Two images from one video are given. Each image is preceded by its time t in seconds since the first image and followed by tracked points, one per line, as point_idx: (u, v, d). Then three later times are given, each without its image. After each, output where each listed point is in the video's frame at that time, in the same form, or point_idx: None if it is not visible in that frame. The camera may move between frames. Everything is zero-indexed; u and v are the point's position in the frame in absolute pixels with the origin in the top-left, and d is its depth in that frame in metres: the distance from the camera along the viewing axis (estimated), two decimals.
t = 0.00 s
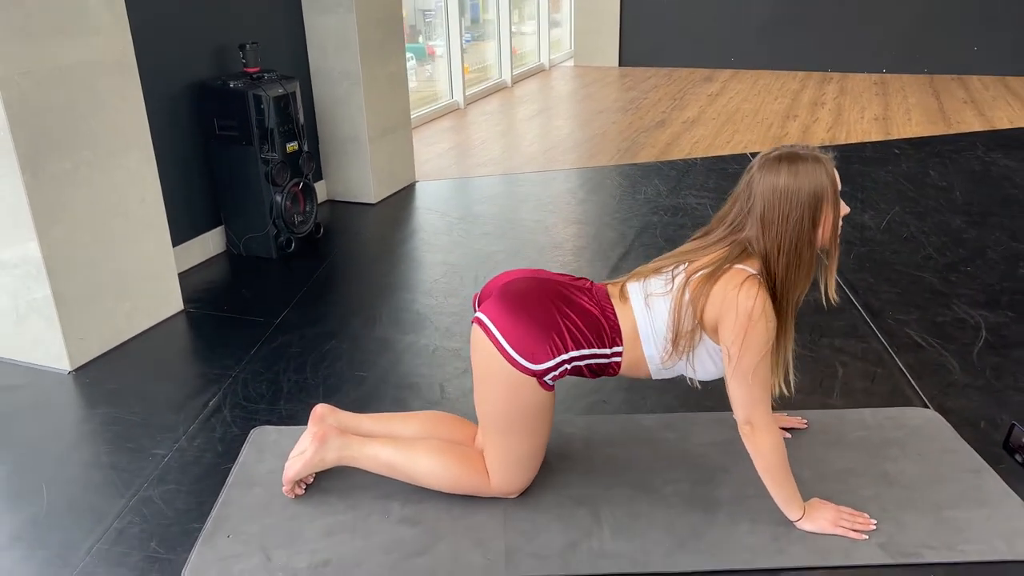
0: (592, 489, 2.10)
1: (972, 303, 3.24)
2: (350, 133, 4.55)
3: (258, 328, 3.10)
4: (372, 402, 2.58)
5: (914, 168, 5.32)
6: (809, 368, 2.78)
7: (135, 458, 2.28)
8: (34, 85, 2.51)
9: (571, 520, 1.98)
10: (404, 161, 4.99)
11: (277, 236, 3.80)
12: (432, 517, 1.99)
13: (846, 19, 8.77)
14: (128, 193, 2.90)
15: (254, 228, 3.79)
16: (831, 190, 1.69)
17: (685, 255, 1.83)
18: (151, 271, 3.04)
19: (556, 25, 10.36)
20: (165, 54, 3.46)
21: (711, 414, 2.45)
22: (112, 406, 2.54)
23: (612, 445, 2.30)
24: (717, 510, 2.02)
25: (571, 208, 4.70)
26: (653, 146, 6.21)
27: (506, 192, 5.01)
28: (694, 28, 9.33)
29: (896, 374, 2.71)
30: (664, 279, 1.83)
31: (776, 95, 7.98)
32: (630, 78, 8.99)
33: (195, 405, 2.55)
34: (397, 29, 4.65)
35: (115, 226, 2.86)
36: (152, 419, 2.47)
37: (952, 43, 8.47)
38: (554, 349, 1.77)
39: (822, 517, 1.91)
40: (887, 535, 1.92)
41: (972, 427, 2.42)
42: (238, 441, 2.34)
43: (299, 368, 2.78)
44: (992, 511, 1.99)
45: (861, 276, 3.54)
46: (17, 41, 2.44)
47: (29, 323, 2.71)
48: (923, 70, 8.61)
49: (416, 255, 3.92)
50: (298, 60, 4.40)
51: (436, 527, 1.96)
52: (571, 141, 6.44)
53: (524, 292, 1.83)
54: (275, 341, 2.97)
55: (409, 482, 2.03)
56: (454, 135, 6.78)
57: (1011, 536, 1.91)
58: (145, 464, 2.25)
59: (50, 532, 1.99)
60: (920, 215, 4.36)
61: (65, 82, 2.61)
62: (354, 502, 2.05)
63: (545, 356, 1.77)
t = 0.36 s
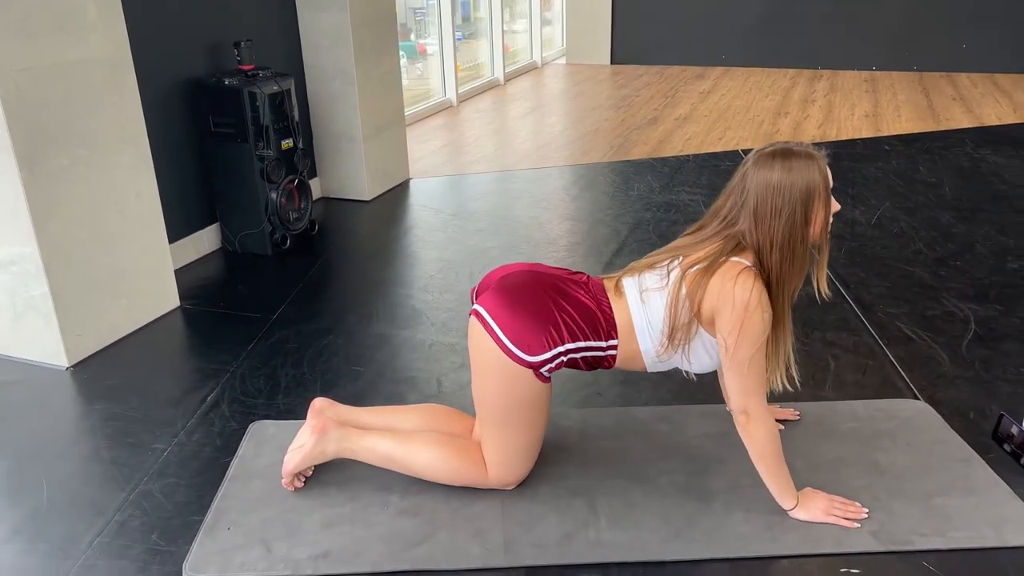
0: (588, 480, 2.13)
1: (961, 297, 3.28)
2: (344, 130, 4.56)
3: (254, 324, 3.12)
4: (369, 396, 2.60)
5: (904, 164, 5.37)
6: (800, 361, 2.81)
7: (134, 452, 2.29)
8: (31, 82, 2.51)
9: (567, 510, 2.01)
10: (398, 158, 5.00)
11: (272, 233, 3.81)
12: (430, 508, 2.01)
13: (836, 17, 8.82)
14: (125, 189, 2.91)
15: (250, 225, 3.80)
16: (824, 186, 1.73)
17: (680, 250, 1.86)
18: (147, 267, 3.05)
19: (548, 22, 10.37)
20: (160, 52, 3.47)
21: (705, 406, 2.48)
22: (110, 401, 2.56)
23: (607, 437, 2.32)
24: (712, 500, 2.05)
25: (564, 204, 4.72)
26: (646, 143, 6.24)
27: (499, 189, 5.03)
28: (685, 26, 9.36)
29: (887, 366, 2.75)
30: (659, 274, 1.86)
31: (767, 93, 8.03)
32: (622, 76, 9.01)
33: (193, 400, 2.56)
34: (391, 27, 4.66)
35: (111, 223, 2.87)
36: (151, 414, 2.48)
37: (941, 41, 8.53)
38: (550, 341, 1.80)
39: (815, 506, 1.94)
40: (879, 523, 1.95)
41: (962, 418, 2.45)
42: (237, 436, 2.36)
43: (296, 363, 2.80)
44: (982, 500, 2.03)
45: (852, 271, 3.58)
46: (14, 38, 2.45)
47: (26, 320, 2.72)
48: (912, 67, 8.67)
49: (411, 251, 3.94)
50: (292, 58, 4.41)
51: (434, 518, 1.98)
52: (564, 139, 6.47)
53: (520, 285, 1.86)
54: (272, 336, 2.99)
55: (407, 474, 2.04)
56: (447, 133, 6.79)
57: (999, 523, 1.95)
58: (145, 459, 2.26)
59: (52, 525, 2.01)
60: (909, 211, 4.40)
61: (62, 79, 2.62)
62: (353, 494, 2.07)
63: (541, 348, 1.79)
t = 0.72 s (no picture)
0: (582, 476, 2.14)
1: (952, 294, 3.31)
2: (338, 130, 4.57)
3: (250, 322, 3.12)
4: (365, 394, 2.61)
5: (896, 163, 5.40)
6: (794, 358, 2.84)
7: (131, 450, 2.30)
8: (28, 81, 2.52)
9: (563, 506, 2.03)
10: (392, 158, 5.01)
11: (267, 232, 3.81)
12: (427, 504, 2.03)
13: (828, 17, 8.86)
14: (120, 189, 2.91)
15: (244, 224, 3.81)
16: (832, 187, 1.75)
17: (680, 225, 1.85)
18: (142, 266, 3.05)
19: (541, 22, 10.39)
20: (155, 52, 3.48)
21: (699, 402, 2.50)
22: (107, 400, 2.56)
23: (602, 433, 2.34)
24: (706, 495, 2.06)
25: (558, 203, 4.74)
26: (639, 142, 6.26)
27: (493, 188, 5.04)
28: (678, 26, 9.38)
29: (878, 363, 2.77)
30: (655, 244, 1.85)
31: (760, 92, 8.06)
32: (615, 76, 9.03)
33: (189, 399, 2.57)
34: (385, 27, 4.66)
35: (107, 222, 2.87)
36: (147, 413, 2.49)
37: (932, 40, 8.57)
38: (527, 330, 1.82)
39: (808, 501, 1.96)
40: (871, 518, 1.98)
41: (953, 413, 2.47)
42: (233, 434, 2.37)
43: (292, 362, 2.81)
44: (971, 494, 2.05)
45: (844, 269, 3.61)
46: (9, 38, 2.45)
47: (21, 319, 2.72)
48: (903, 67, 8.72)
49: (405, 250, 3.95)
50: (287, 58, 4.42)
51: (430, 514, 2.00)
52: (557, 138, 6.48)
53: (491, 281, 1.88)
54: (268, 335, 3.00)
55: (403, 471, 2.05)
56: (442, 132, 6.80)
57: (989, 517, 1.97)
58: (142, 457, 2.27)
59: (50, 523, 2.02)
60: (901, 209, 4.43)
61: (57, 79, 2.62)
62: (350, 490, 2.08)
63: (519, 340, 1.82)
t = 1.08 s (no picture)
0: (579, 471, 2.16)
1: (945, 292, 3.34)
2: (335, 129, 4.58)
3: (248, 320, 3.13)
4: (363, 391, 2.63)
5: (889, 163, 5.44)
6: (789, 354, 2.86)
7: (130, 446, 2.31)
8: (26, 81, 2.53)
9: (560, 500, 2.05)
10: (389, 157, 5.02)
11: (264, 230, 3.83)
12: (425, 499, 2.05)
13: (822, 18, 8.90)
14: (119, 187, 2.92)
15: (242, 223, 3.82)
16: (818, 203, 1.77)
17: (668, 207, 1.85)
18: (141, 264, 3.06)
19: (537, 23, 10.42)
20: (153, 51, 3.49)
21: (695, 398, 2.52)
22: (106, 396, 2.57)
23: (598, 429, 2.36)
24: (702, 489, 2.08)
25: (555, 201, 4.76)
26: (635, 142, 6.29)
27: (489, 187, 5.06)
28: (673, 26, 9.41)
29: (872, 360, 2.80)
30: (642, 218, 1.84)
31: (755, 92, 8.10)
32: (611, 76, 9.06)
33: (188, 395, 2.58)
34: (382, 26, 4.68)
35: (106, 220, 2.88)
36: (146, 409, 2.50)
37: (925, 41, 8.61)
38: (497, 322, 1.85)
39: (803, 494, 1.98)
40: (864, 511, 2.00)
41: (946, 409, 2.50)
42: (232, 430, 2.39)
43: (290, 359, 2.82)
44: (963, 487, 2.08)
45: (838, 267, 3.64)
46: (9, 36, 2.46)
47: (20, 316, 2.73)
48: (897, 68, 8.77)
49: (402, 248, 3.96)
50: (284, 57, 4.43)
51: (428, 508, 2.01)
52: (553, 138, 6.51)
53: (459, 279, 1.92)
54: (266, 333, 3.01)
55: (400, 467, 2.07)
56: (438, 132, 6.82)
57: (981, 509, 2.00)
58: (142, 453, 2.28)
59: (50, 518, 2.03)
60: (895, 208, 4.46)
61: (56, 77, 2.63)
62: (348, 485, 2.10)
63: (493, 331, 1.86)
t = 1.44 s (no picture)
0: (576, 471, 2.18)
1: (939, 293, 3.36)
2: (333, 130, 4.59)
3: (246, 321, 3.15)
4: (361, 391, 2.64)
5: (884, 164, 5.47)
6: (785, 355, 2.88)
7: (130, 445, 2.33)
8: (26, 81, 2.54)
9: (558, 499, 2.06)
10: (386, 158, 5.04)
11: (262, 231, 3.84)
12: (424, 498, 2.06)
13: (817, 20, 8.94)
14: (117, 187, 2.93)
15: (240, 224, 3.83)
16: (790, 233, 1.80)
17: (650, 204, 1.85)
18: (140, 265, 3.07)
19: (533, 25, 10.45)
20: (151, 52, 3.50)
21: (691, 398, 2.54)
22: (105, 397, 2.58)
23: (596, 428, 2.38)
24: (698, 489, 2.10)
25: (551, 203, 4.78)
26: (631, 144, 6.32)
27: (486, 189, 5.07)
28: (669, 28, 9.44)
29: (866, 360, 2.82)
30: (624, 211, 1.84)
31: (750, 94, 8.13)
32: (607, 78, 9.09)
33: (187, 395, 2.59)
34: (380, 28, 4.69)
35: (104, 221, 2.89)
36: (145, 409, 2.51)
37: (920, 43, 8.66)
38: (478, 324, 1.88)
39: (798, 493, 2.00)
40: (858, 509, 2.02)
41: (940, 408, 2.52)
42: (231, 430, 2.40)
43: (289, 359, 2.84)
44: (957, 486, 2.10)
45: (833, 268, 3.66)
46: (9, 37, 2.48)
47: (19, 316, 2.74)
48: (892, 70, 8.81)
49: (399, 249, 3.98)
50: (281, 59, 4.44)
51: (427, 507, 2.03)
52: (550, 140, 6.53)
53: (440, 285, 1.95)
54: (264, 333, 3.02)
55: (399, 467, 2.09)
56: (435, 134, 6.84)
57: (974, 508, 2.02)
58: (141, 453, 2.29)
59: (50, 518, 2.04)
60: (889, 210, 4.49)
61: (56, 78, 2.64)
62: (347, 485, 2.11)
63: (477, 332, 1.88)
